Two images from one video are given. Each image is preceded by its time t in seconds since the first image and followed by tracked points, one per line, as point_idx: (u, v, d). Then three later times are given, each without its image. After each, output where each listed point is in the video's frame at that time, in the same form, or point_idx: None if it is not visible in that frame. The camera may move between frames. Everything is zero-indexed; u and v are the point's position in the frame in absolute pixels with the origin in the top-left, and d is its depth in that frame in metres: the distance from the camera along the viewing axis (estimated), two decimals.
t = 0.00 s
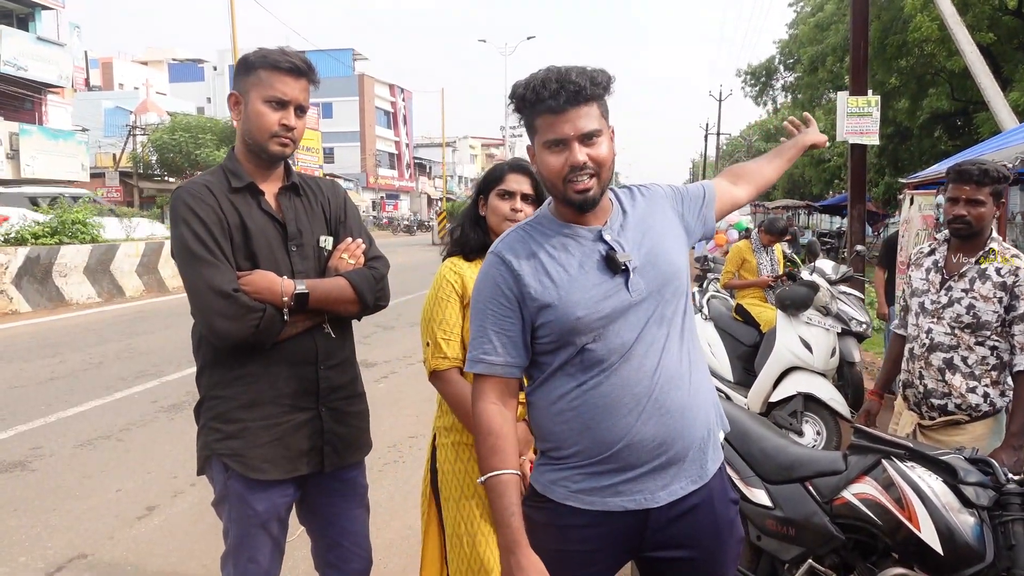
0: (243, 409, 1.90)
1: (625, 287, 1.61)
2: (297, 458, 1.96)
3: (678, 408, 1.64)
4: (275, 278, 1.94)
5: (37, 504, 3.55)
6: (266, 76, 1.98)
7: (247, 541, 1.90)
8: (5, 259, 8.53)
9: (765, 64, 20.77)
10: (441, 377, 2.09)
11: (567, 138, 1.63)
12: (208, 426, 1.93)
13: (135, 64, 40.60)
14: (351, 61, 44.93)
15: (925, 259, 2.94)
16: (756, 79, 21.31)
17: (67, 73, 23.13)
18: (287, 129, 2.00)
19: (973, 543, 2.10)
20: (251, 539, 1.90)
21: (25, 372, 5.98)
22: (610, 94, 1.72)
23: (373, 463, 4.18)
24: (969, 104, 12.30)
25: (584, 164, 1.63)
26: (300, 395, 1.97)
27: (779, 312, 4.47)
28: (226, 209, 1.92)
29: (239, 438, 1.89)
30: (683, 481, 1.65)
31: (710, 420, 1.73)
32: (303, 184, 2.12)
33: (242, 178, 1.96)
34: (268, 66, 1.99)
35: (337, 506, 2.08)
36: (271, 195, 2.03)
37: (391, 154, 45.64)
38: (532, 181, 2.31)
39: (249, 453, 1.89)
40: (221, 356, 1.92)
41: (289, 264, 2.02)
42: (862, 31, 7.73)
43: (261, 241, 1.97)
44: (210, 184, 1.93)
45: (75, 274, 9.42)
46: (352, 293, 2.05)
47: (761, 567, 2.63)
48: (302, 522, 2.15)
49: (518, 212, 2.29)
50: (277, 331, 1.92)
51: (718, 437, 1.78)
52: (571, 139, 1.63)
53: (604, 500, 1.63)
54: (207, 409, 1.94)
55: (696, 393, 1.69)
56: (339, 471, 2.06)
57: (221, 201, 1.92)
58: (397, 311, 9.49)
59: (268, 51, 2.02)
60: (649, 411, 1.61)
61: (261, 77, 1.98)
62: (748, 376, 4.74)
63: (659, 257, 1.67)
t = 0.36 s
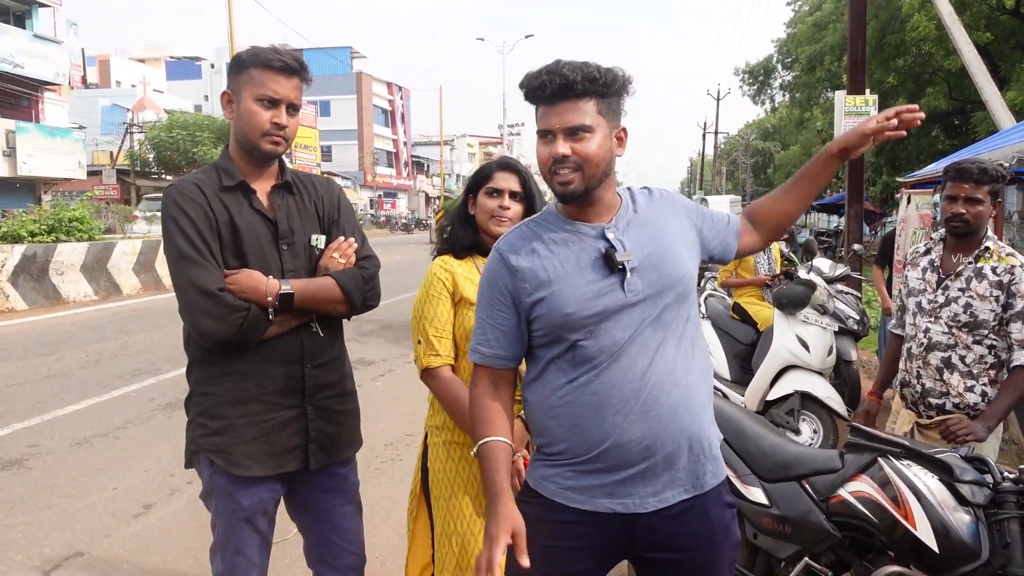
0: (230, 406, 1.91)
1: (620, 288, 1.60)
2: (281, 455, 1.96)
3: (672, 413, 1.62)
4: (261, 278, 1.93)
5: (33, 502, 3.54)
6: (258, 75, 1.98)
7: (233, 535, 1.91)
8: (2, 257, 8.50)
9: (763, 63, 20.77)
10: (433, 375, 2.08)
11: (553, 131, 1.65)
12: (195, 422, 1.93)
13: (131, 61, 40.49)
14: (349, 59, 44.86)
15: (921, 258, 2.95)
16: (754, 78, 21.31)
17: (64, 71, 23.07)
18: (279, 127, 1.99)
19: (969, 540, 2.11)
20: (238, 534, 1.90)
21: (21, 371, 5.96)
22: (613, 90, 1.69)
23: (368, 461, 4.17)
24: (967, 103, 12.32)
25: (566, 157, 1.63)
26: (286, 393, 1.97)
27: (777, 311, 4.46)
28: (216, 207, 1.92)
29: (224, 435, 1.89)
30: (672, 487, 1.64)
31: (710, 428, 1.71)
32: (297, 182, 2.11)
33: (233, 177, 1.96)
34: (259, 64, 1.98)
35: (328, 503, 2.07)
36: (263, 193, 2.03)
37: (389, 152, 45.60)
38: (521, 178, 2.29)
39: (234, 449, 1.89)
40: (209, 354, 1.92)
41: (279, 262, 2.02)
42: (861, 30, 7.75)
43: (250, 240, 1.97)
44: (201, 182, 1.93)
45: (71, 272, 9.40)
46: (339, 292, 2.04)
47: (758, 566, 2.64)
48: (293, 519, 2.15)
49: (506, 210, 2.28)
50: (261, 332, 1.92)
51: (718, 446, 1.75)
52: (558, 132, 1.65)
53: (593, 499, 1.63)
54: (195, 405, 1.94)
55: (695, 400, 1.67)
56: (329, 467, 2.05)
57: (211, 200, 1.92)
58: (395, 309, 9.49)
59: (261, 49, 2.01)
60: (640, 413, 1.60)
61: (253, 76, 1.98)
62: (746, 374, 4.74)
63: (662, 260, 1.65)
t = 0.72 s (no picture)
0: (223, 406, 1.92)
1: (610, 290, 1.60)
2: (274, 455, 1.96)
3: (657, 422, 1.58)
4: (254, 282, 1.93)
5: (36, 504, 3.56)
6: (259, 77, 1.98)
7: (228, 532, 1.92)
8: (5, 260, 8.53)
9: (764, 61, 20.76)
10: (400, 376, 2.20)
11: (569, 134, 1.65)
12: (190, 420, 1.95)
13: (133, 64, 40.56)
14: (349, 60, 44.88)
15: (920, 257, 2.97)
16: (755, 76, 21.31)
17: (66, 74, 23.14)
18: (280, 129, 2.00)
19: (972, 538, 2.11)
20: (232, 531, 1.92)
21: (25, 373, 5.98)
22: (623, 90, 1.69)
23: (368, 462, 4.17)
24: (969, 99, 12.30)
25: (584, 159, 1.64)
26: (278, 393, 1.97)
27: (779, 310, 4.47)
28: (213, 210, 1.93)
29: (217, 434, 1.91)
30: (653, 500, 1.60)
31: (703, 447, 1.64)
32: (297, 184, 2.11)
33: (232, 179, 1.97)
34: (260, 66, 1.99)
35: (323, 502, 2.08)
36: (262, 195, 2.04)
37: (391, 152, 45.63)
38: (491, 177, 2.41)
39: (226, 448, 1.90)
40: (204, 356, 1.93)
41: (275, 266, 2.02)
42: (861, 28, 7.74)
43: (246, 242, 1.97)
44: (199, 184, 1.94)
45: (75, 275, 9.42)
46: (333, 297, 2.02)
47: (762, 565, 2.64)
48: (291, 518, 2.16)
49: (477, 208, 2.39)
50: (254, 335, 1.92)
51: (716, 468, 1.67)
52: (574, 133, 1.65)
53: (576, 498, 1.63)
54: (190, 405, 1.96)
55: (688, 414, 1.61)
56: (325, 467, 2.06)
57: (207, 201, 1.93)
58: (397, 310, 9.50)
59: (262, 52, 2.02)
60: (622, 418, 1.58)
61: (254, 78, 1.98)
62: (748, 373, 4.74)
63: (662, 268, 1.61)
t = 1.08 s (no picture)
0: (219, 408, 1.92)
1: (603, 292, 1.60)
2: (270, 458, 1.96)
3: (649, 426, 1.58)
4: (251, 287, 1.93)
5: (35, 509, 3.55)
6: (260, 83, 1.98)
7: (225, 535, 1.93)
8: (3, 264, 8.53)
9: (761, 64, 20.81)
10: (361, 377, 2.34)
11: (565, 136, 1.66)
12: (187, 424, 1.95)
13: (131, 68, 40.56)
14: (347, 63, 44.91)
15: (905, 258, 3.04)
16: (753, 79, 21.36)
17: (64, 77, 23.12)
18: (280, 134, 2.00)
19: (969, 541, 2.12)
20: (229, 534, 1.92)
21: (23, 377, 5.97)
22: (614, 93, 1.71)
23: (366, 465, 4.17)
24: (966, 102, 12.34)
25: (582, 158, 1.65)
26: (274, 397, 1.97)
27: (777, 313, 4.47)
28: (212, 214, 1.93)
29: (212, 437, 1.91)
30: (642, 502, 1.60)
31: (696, 450, 1.62)
32: (297, 189, 2.11)
33: (232, 184, 1.98)
34: (261, 72, 1.99)
35: (320, 505, 2.08)
36: (261, 201, 2.04)
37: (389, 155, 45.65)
38: (454, 181, 2.46)
39: (222, 451, 1.90)
40: (200, 358, 1.92)
41: (274, 270, 2.02)
42: (858, 31, 7.77)
43: (245, 247, 1.97)
44: (199, 189, 1.95)
45: (73, 278, 9.41)
46: (329, 302, 2.02)
47: (760, 568, 2.64)
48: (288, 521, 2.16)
49: (439, 211, 2.46)
50: (252, 338, 1.92)
51: (709, 471, 1.65)
52: (569, 135, 1.65)
53: (570, 501, 1.65)
54: (187, 408, 1.96)
55: (681, 419, 1.60)
56: (321, 469, 2.06)
57: (207, 206, 1.93)
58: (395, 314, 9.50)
59: (264, 58, 2.02)
60: (612, 420, 1.59)
61: (255, 84, 1.98)
62: (745, 376, 4.74)
63: (654, 270, 1.60)
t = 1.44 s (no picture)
0: (233, 410, 1.92)
1: (605, 294, 1.60)
2: (282, 460, 1.96)
3: (651, 426, 1.58)
4: (263, 287, 1.94)
5: (42, 511, 3.56)
6: (268, 85, 1.99)
7: (236, 537, 1.93)
8: (10, 267, 8.56)
9: (766, 66, 20.78)
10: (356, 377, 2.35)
11: (558, 137, 1.66)
12: (199, 426, 1.95)
13: (137, 72, 40.74)
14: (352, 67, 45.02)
15: (887, 259, 3.10)
16: (757, 81, 21.33)
17: (70, 81, 23.22)
18: (288, 136, 2.01)
19: (977, 544, 2.11)
20: (240, 535, 1.93)
21: (30, 380, 6.00)
22: (614, 96, 1.71)
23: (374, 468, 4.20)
24: (972, 104, 12.28)
25: (575, 159, 1.65)
26: (285, 398, 1.97)
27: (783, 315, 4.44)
28: (222, 216, 1.94)
29: (225, 439, 1.91)
30: (645, 502, 1.60)
31: (697, 451, 1.62)
32: (306, 191, 2.12)
33: (242, 187, 1.99)
34: (268, 75, 2.00)
35: (329, 508, 2.08)
36: (271, 203, 2.05)
37: (393, 159, 45.72)
38: (441, 183, 2.49)
39: (234, 453, 1.91)
40: (214, 358, 1.93)
41: (284, 271, 2.03)
42: (863, 33, 7.76)
43: (255, 248, 1.98)
44: (209, 193, 1.96)
45: (79, 282, 9.44)
46: (340, 302, 2.02)
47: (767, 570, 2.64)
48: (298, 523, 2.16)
49: (427, 213, 2.48)
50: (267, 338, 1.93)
51: (711, 472, 1.65)
52: (563, 137, 1.66)
53: (572, 503, 1.65)
54: (200, 410, 1.97)
55: (683, 419, 1.60)
56: (331, 472, 2.06)
57: (218, 209, 1.94)
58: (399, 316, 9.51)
59: (271, 62, 2.03)
60: (615, 421, 1.59)
61: (263, 87, 2.00)
62: (751, 378, 4.74)
63: (656, 271, 1.61)
